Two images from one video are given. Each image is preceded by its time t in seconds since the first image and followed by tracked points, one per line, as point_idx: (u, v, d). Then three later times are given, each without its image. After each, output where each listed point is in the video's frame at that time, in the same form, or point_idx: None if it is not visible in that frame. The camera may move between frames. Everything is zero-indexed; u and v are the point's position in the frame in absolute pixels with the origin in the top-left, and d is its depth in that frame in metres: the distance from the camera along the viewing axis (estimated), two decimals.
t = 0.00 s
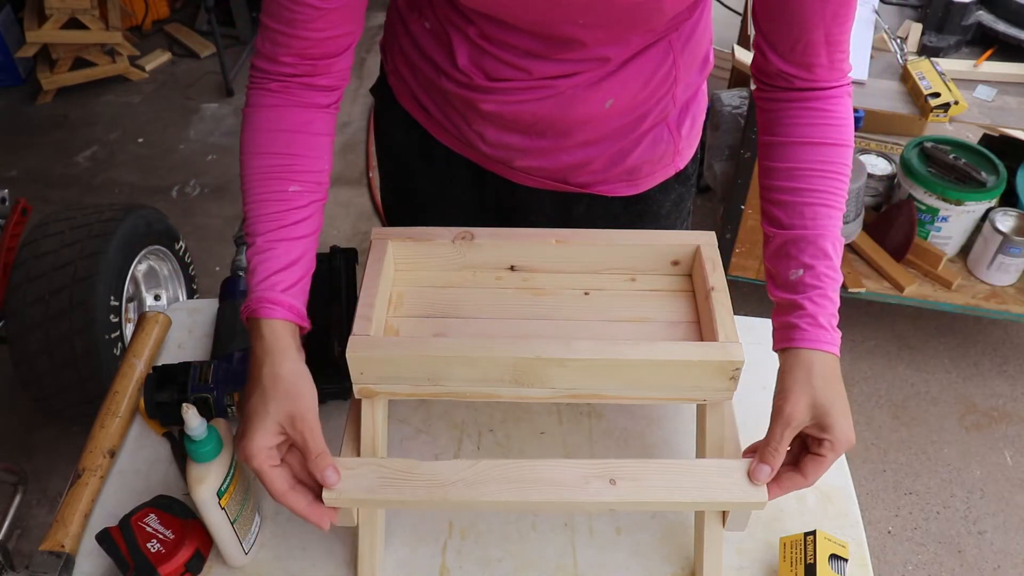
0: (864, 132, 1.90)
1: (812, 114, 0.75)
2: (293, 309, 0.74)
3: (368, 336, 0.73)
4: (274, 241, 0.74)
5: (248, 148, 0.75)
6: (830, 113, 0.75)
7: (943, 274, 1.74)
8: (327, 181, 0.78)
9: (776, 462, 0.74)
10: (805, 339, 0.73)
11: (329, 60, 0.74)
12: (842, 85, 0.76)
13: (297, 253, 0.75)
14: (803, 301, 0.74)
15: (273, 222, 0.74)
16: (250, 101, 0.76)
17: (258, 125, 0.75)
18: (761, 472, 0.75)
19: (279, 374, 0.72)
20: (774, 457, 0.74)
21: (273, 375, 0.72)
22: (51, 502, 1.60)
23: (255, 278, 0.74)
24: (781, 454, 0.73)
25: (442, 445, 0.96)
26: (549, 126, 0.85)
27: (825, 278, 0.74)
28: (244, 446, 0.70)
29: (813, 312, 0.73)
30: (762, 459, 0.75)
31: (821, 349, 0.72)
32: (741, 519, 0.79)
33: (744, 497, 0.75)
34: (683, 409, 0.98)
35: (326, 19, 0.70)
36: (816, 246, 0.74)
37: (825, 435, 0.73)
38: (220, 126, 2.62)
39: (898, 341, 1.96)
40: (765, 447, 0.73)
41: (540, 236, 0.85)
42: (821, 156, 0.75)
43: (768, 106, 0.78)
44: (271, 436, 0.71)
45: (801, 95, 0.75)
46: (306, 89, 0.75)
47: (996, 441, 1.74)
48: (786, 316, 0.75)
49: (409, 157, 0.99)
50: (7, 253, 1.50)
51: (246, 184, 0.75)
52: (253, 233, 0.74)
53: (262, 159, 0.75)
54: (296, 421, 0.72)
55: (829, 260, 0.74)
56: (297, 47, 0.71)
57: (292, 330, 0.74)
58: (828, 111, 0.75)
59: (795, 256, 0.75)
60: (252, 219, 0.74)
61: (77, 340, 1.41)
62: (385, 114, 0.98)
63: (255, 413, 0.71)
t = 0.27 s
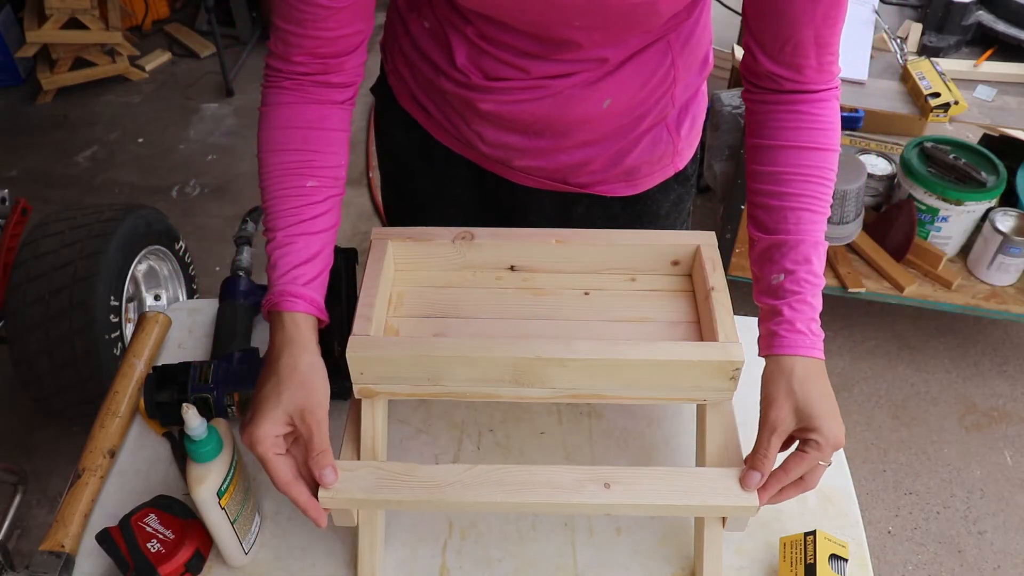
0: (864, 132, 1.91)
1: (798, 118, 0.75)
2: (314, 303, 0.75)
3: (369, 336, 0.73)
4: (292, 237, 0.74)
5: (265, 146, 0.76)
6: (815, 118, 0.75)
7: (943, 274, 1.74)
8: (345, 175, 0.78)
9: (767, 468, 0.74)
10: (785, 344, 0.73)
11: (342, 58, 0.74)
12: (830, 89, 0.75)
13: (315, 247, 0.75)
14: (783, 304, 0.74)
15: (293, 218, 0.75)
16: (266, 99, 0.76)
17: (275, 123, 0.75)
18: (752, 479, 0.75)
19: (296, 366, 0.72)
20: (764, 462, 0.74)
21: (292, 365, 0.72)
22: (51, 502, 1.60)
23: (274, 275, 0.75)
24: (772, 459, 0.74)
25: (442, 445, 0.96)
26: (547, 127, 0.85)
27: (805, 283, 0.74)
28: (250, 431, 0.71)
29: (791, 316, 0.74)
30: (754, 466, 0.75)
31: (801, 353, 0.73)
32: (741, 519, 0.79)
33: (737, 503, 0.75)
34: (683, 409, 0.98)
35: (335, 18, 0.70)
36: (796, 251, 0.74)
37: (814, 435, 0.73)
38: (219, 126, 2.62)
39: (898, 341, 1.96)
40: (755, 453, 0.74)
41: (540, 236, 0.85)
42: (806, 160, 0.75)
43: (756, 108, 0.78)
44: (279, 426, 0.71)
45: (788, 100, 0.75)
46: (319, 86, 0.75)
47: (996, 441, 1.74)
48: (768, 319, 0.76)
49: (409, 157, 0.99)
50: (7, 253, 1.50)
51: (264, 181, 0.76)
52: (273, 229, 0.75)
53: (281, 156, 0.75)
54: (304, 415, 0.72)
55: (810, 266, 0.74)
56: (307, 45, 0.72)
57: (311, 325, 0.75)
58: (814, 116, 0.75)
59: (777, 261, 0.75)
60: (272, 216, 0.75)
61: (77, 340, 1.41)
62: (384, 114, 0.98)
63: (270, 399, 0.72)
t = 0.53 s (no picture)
0: (864, 133, 1.91)
1: (793, 118, 0.75)
2: (331, 304, 0.76)
3: (369, 337, 0.73)
4: (306, 239, 0.74)
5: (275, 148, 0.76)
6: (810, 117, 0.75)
7: (943, 274, 1.74)
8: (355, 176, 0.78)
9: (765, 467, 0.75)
10: (776, 345, 0.73)
11: (347, 58, 0.74)
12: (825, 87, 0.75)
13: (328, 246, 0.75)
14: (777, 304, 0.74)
15: (307, 220, 0.75)
16: (274, 102, 0.76)
17: (285, 125, 0.75)
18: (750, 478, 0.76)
19: (315, 366, 0.72)
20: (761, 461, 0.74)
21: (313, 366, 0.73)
22: (51, 502, 1.60)
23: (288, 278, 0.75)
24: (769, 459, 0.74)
25: (441, 445, 0.96)
26: (546, 126, 0.85)
27: (798, 283, 0.74)
28: (268, 428, 0.70)
29: (784, 315, 0.74)
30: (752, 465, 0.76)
31: (793, 352, 0.73)
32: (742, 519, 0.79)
33: (735, 505, 0.75)
34: (683, 409, 0.98)
35: (339, 19, 0.70)
36: (790, 250, 0.74)
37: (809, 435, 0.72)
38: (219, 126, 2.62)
39: (898, 341, 1.96)
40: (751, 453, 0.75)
41: (541, 236, 0.85)
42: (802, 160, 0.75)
43: (752, 109, 0.78)
44: (296, 424, 0.71)
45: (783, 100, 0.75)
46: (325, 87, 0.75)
47: (996, 441, 1.74)
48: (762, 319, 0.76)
49: (409, 157, 0.99)
50: (7, 253, 1.50)
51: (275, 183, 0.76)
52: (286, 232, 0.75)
53: (292, 159, 0.75)
54: (321, 415, 0.72)
55: (804, 265, 0.74)
56: (312, 45, 0.72)
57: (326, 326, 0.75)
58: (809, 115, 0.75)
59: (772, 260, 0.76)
60: (285, 219, 0.75)
61: (77, 340, 1.41)
62: (384, 114, 0.98)
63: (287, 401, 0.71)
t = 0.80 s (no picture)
0: (864, 133, 1.91)
1: (793, 116, 0.75)
2: (332, 304, 0.75)
3: (371, 337, 0.73)
4: (309, 238, 0.74)
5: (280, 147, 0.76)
6: (809, 114, 0.75)
7: (943, 274, 1.74)
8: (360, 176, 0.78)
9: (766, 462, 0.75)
10: (782, 342, 0.73)
11: (353, 59, 0.74)
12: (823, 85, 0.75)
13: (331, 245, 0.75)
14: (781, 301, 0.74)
15: (309, 219, 0.75)
16: (281, 101, 0.76)
17: (293, 124, 0.75)
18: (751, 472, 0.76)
19: (314, 368, 0.72)
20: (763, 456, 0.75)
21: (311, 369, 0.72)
22: (51, 502, 1.60)
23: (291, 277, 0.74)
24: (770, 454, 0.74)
25: (441, 445, 0.96)
26: (546, 127, 0.85)
27: (803, 280, 0.74)
28: (266, 431, 0.70)
29: (789, 312, 0.73)
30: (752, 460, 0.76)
31: (799, 349, 0.72)
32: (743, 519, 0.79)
33: (737, 501, 0.75)
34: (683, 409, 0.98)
35: (346, 19, 0.70)
36: (794, 247, 0.74)
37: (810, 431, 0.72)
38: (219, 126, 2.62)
39: (898, 342, 1.96)
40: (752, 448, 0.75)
41: (541, 236, 0.85)
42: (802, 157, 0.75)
43: (751, 107, 0.78)
44: (295, 427, 0.71)
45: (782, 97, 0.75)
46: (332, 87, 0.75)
47: (996, 441, 1.74)
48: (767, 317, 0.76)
49: (409, 157, 0.99)
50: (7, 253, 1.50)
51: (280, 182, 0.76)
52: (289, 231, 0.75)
53: (296, 158, 0.75)
54: (320, 416, 0.72)
55: (808, 262, 0.74)
56: (318, 46, 0.72)
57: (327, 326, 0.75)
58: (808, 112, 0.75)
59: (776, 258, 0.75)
60: (288, 218, 0.75)
61: (77, 340, 1.41)
62: (384, 114, 0.98)
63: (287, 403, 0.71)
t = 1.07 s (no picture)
0: (864, 133, 1.91)
1: (800, 116, 0.75)
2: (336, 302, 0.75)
3: (370, 337, 0.73)
4: (314, 236, 0.74)
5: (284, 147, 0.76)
6: (816, 115, 0.75)
7: (943, 274, 1.74)
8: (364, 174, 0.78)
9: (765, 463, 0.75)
10: (789, 340, 0.73)
11: (358, 58, 0.75)
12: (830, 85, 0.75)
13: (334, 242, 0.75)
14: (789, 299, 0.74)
15: (313, 216, 0.75)
16: (286, 100, 0.76)
17: (297, 123, 0.75)
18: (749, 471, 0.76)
19: (318, 365, 0.73)
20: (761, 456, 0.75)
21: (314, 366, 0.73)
22: (51, 502, 1.60)
23: (296, 275, 0.74)
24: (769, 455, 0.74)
25: (441, 445, 0.96)
26: (546, 130, 0.85)
27: (810, 277, 0.74)
28: (268, 426, 0.70)
29: (797, 310, 0.73)
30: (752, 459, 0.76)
31: (806, 347, 0.72)
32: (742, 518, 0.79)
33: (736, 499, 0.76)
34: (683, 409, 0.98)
35: (350, 18, 0.71)
36: (802, 244, 0.74)
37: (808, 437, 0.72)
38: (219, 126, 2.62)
39: (898, 341, 1.96)
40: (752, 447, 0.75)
41: (541, 236, 0.85)
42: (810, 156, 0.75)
43: (756, 108, 0.78)
44: (297, 423, 0.71)
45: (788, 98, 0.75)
46: (337, 86, 0.76)
47: (996, 441, 1.74)
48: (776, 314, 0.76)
49: (409, 157, 0.99)
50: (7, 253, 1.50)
51: (284, 182, 0.76)
52: (293, 230, 0.75)
53: (300, 156, 0.75)
54: (322, 413, 0.72)
55: (816, 260, 0.74)
56: (323, 46, 0.72)
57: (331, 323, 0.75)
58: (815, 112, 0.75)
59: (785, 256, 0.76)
60: (292, 217, 0.75)
61: (77, 339, 1.41)
62: (384, 114, 0.98)
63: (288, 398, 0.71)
